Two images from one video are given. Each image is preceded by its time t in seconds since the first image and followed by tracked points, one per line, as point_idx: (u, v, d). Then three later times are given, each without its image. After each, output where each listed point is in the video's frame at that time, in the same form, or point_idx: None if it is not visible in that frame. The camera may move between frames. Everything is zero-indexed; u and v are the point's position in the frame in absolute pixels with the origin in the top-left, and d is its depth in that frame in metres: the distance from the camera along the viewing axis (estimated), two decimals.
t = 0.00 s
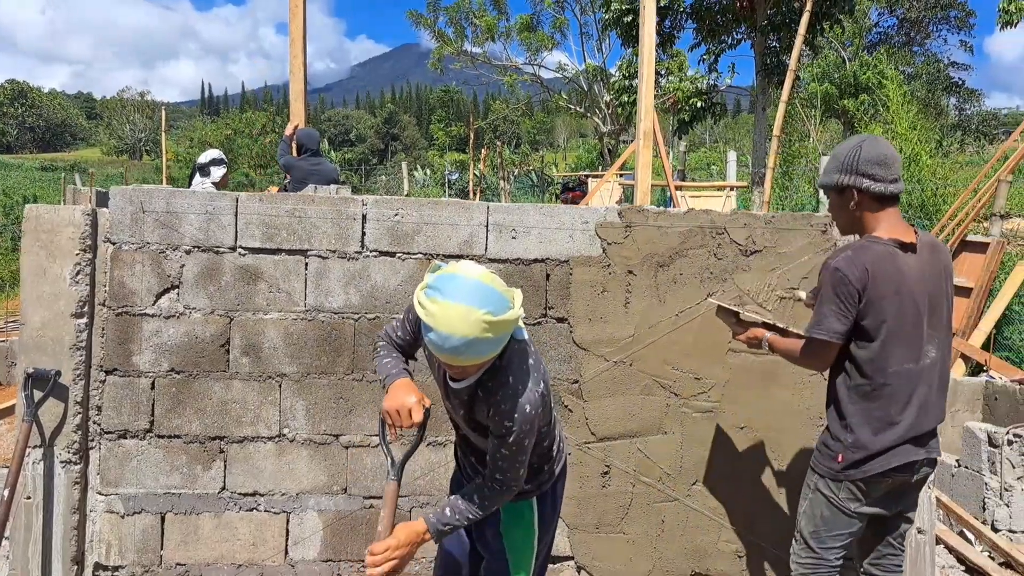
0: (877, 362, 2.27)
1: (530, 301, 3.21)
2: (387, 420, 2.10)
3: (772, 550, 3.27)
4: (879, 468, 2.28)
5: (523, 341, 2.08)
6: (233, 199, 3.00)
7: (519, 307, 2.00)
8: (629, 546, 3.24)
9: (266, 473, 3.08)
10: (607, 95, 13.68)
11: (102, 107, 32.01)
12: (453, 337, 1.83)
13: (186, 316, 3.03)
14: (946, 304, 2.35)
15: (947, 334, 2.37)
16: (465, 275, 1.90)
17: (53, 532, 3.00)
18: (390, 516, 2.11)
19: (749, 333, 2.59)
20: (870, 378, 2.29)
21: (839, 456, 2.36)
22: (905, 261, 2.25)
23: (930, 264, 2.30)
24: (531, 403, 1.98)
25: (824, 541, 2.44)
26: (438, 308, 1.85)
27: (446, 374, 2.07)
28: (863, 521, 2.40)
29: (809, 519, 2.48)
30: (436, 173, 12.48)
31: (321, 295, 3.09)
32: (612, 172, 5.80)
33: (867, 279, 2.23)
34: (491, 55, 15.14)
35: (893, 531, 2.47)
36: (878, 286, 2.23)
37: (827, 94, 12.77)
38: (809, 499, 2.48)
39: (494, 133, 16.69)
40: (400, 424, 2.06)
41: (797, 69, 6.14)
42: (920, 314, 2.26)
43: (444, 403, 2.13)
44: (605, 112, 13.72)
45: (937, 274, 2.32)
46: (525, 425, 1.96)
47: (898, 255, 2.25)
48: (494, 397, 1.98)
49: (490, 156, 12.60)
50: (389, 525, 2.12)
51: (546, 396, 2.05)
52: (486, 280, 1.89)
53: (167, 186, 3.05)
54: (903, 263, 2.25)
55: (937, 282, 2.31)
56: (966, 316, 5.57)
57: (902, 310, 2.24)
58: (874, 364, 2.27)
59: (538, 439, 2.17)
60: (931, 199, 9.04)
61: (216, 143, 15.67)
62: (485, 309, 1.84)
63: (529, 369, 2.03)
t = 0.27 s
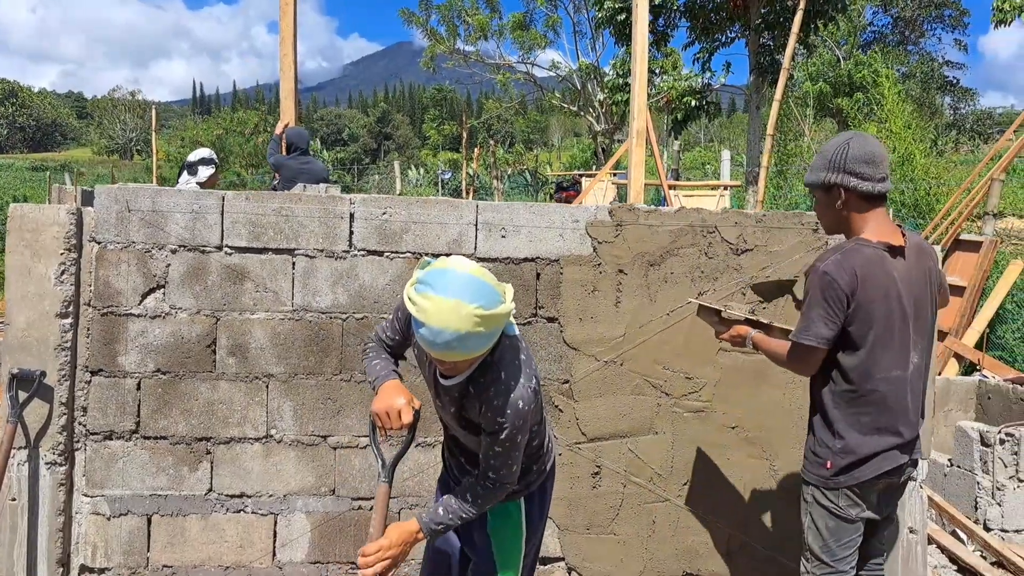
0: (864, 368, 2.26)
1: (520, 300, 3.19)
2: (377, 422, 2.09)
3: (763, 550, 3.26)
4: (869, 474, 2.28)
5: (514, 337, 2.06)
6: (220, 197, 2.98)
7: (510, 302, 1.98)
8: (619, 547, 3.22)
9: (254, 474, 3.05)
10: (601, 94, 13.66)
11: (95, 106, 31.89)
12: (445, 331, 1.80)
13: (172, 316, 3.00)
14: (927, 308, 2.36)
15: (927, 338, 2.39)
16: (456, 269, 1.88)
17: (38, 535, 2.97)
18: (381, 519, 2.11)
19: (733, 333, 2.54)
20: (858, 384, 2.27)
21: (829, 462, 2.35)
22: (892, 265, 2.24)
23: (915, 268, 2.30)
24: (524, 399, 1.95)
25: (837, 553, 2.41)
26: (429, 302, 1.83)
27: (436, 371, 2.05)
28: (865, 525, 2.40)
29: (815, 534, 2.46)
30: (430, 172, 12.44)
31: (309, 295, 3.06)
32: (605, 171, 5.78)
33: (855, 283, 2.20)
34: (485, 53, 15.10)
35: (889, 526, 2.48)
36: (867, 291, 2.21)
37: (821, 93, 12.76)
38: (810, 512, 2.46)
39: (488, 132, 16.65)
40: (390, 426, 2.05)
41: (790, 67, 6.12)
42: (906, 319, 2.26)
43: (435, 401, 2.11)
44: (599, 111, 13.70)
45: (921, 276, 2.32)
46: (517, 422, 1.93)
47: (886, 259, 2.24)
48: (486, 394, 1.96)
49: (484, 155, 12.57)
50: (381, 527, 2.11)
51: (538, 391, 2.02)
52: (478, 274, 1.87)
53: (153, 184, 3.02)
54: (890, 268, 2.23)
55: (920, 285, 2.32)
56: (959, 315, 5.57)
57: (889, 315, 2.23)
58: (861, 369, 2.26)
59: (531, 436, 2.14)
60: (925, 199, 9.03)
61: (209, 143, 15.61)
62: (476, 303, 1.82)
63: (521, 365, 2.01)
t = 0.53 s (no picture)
0: (841, 372, 2.30)
1: (516, 299, 3.19)
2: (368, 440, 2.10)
3: (759, 548, 3.26)
4: (845, 478, 2.33)
5: (509, 336, 2.07)
6: (215, 196, 2.98)
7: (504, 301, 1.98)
8: (615, 546, 3.22)
9: (250, 473, 3.05)
10: (600, 94, 13.67)
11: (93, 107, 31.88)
12: (438, 333, 1.81)
13: (168, 315, 3.00)
14: (908, 313, 2.40)
15: (907, 343, 2.43)
16: (448, 271, 1.88)
17: (34, 534, 2.96)
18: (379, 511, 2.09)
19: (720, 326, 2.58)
20: (835, 388, 2.32)
21: (805, 466, 2.40)
22: (874, 270, 2.27)
23: (896, 273, 2.34)
24: (519, 396, 1.95)
25: (818, 556, 2.44)
26: (422, 305, 1.83)
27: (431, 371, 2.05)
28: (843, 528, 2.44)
29: (796, 536, 2.50)
30: (428, 173, 12.43)
31: (305, 293, 3.06)
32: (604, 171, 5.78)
33: (835, 288, 2.24)
34: (483, 53, 15.10)
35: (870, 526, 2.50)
36: (847, 296, 2.24)
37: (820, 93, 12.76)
38: (790, 515, 2.51)
39: (486, 133, 16.65)
40: (380, 444, 2.06)
41: (788, 67, 6.12)
42: (885, 324, 2.30)
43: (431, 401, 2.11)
44: (597, 111, 13.70)
45: (903, 282, 2.35)
46: (513, 419, 1.93)
47: (868, 262, 2.27)
48: (482, 391, 1.96)
49: (482, 155, 12.57)
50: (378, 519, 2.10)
51: (534, 388, 2.01)
52: (469, 275, 1.87)
53: (149, 183, 3.02)
54: (871, 272, 2.27)
55: (902, 291, 2.35)
56: (956, 314, 5.57)
57: (868, 320, 2.26)
58: (839, 374, 2.31)
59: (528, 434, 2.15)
60: (922, 198, 9.03)
61: (208, 143, 15.59)
62: (468, 304, 1.82)
63: (516, 362, 2.01)
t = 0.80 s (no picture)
0: (837, 374, 2.31)
1: (516, 300, 3.19)
2: (370, 403, 2.10)
3: (759, 550, 3.26)
4: (845, 481, 2.35)
5: (504, 336, 2.07)
6: (216, 197, 2.98)
7: (498, 302, 1.98)
8: (616, 547, 3.22)
9: (250, 474, 3.05)
10: (599, 94, 13.67)
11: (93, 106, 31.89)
12: (431, 336, 1.82)
13: (169, 316, 3.00)
14: (900, 312, 2.42)
15: (899, 341, 2.45)
16: (441, 275, 1.88)
17: (34, 536, 2.96)
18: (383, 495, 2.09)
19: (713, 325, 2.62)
20: (832, 391, 2.33)
21: (805, 470, 2.41)
22: (866, 272, 2.28)
23: (887, 272, 2.35)
24: (515, 394, 1.94)
25: (822, 558, 2.46)
26: (414, 309, 1.84)
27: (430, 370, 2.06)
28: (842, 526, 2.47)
29: (798, 540, 2.50)
30: (428, 173, 12.43)
31: (305, 295, 3.06)
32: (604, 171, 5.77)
33: (828, 290, 2.25)
34: (483, 53, 15.10)
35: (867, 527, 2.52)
36: (839, 298, 2.25)
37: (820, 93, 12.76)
38: (789, 519, 2.51)
39: (486, 132, 16.66)
40: (383, 407, 2.06)
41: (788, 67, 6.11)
42: (879, 325, 2.31)
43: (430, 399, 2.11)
44: (597, 111, 13.70)
45: (894, 281, 2.37)
46: (509, 417, 1.92)
47: (859, 264, 2.28)
48: (478, 388, 1.96)
49: (482, 155, 12.56)
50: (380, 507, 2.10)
51: (532, 387, 2.00)
52: (463, 278, 1.87)
53: (150, 185, 3.02)
54: (863, 274, 2.27)
55: (893, 289, 2.37)
56: (957, 315, 5.57)
57: (862, 322, 2.27)
58: (835, 375, 2.32)
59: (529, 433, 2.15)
60: (923, 198, 9.02)
61: (208, 143, 15.59)
62: (460, 308, 1.83)
63: (512, 362, 2.01)
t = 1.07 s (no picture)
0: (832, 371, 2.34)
1: (517, 300, 3.19)
2: (373, 404, 2.11)
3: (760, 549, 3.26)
4: (842, 476, 2.39)
5: (504, 332, 2.08)
6: (217, 197, 2.98)
7: (497, 298, 1.99)
8: (616, 546, 3.22)
9: (252, 474, 3.05)
10: (599, 93, 13.67)
11: (94, 106, 31.89)
12: (430, 329, 1.83)
13: (170, 316, 3.00)
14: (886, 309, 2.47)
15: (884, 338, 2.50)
16: (441, 269, 1.89)
17: (36, 536, 2.96)
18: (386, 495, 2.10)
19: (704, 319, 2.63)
20: (826, 388, 2.36)
21: (801, 467, 2.42)
22: (857, 271, 2.32)
23: (876, 270, 2.39)
24: (515, 390, 1.94)
25: (823, 556, 2.46)
26: (413, 302, 1.85)
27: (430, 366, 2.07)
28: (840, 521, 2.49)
29: (797, 538, 2.50)
30: (429, 172, 12.42)
31: (306, 295, 3.06)
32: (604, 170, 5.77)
33: (821, 290, 2.27)
34: (483, 52, 15.08)
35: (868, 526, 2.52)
36: (832, 296, 2.28)
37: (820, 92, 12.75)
38: (788, 519, 2.51)
39: (487, 132, 16.66)
40: (384, 407, 2.07)
41: (788, 66, 6.10)
42: (870, 323, 2.35)
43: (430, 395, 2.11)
44: (597, 110, 13.70)
45: (881, 279, 2.41)
46: (510, 412, 1.92)
47: (851, 264, 2.31)
48: (479, 384, 1.97)
49: (483, 154, 12.56)
50: (386, 505, 2.12)
51: (532, 382, 2.01)
52: (462, 272, 1.88)
53: (150, 185, 3.02)
54: (855, 274, 2.31)
55: (882, 287, 2.41)
56: (957, 314, 5.57)
57: (855, 320, 2.31)
58: (829, 373, 2.35)
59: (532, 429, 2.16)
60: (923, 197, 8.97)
61: (208, 143, 15.58)
62: (458, 301, 1.83)
63: (512, 357, 2.01)
